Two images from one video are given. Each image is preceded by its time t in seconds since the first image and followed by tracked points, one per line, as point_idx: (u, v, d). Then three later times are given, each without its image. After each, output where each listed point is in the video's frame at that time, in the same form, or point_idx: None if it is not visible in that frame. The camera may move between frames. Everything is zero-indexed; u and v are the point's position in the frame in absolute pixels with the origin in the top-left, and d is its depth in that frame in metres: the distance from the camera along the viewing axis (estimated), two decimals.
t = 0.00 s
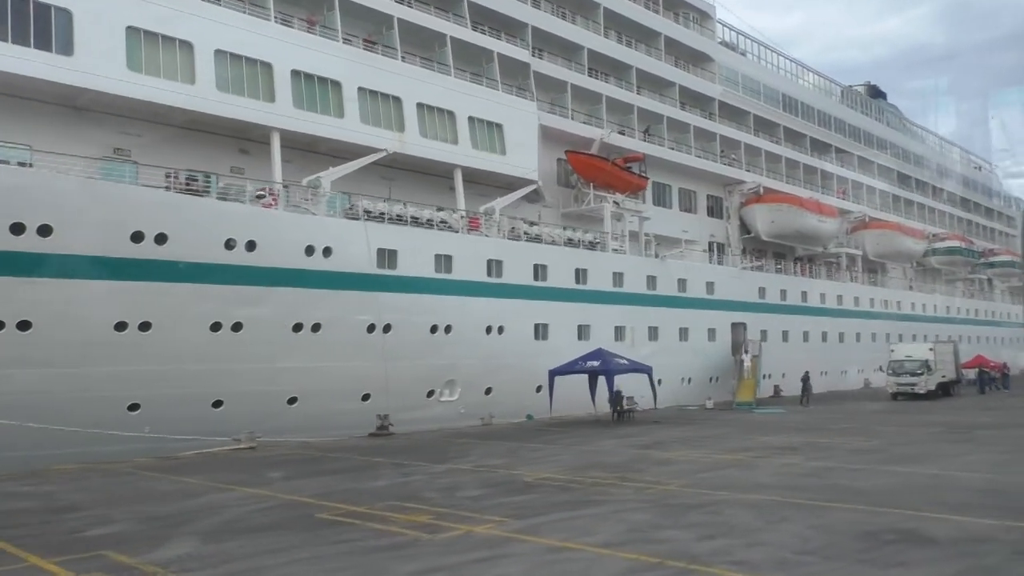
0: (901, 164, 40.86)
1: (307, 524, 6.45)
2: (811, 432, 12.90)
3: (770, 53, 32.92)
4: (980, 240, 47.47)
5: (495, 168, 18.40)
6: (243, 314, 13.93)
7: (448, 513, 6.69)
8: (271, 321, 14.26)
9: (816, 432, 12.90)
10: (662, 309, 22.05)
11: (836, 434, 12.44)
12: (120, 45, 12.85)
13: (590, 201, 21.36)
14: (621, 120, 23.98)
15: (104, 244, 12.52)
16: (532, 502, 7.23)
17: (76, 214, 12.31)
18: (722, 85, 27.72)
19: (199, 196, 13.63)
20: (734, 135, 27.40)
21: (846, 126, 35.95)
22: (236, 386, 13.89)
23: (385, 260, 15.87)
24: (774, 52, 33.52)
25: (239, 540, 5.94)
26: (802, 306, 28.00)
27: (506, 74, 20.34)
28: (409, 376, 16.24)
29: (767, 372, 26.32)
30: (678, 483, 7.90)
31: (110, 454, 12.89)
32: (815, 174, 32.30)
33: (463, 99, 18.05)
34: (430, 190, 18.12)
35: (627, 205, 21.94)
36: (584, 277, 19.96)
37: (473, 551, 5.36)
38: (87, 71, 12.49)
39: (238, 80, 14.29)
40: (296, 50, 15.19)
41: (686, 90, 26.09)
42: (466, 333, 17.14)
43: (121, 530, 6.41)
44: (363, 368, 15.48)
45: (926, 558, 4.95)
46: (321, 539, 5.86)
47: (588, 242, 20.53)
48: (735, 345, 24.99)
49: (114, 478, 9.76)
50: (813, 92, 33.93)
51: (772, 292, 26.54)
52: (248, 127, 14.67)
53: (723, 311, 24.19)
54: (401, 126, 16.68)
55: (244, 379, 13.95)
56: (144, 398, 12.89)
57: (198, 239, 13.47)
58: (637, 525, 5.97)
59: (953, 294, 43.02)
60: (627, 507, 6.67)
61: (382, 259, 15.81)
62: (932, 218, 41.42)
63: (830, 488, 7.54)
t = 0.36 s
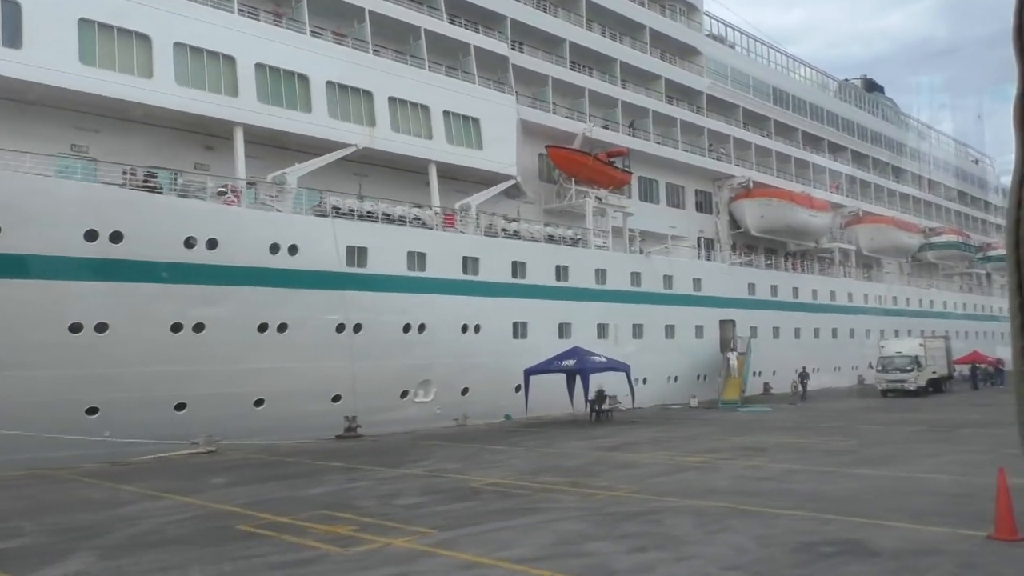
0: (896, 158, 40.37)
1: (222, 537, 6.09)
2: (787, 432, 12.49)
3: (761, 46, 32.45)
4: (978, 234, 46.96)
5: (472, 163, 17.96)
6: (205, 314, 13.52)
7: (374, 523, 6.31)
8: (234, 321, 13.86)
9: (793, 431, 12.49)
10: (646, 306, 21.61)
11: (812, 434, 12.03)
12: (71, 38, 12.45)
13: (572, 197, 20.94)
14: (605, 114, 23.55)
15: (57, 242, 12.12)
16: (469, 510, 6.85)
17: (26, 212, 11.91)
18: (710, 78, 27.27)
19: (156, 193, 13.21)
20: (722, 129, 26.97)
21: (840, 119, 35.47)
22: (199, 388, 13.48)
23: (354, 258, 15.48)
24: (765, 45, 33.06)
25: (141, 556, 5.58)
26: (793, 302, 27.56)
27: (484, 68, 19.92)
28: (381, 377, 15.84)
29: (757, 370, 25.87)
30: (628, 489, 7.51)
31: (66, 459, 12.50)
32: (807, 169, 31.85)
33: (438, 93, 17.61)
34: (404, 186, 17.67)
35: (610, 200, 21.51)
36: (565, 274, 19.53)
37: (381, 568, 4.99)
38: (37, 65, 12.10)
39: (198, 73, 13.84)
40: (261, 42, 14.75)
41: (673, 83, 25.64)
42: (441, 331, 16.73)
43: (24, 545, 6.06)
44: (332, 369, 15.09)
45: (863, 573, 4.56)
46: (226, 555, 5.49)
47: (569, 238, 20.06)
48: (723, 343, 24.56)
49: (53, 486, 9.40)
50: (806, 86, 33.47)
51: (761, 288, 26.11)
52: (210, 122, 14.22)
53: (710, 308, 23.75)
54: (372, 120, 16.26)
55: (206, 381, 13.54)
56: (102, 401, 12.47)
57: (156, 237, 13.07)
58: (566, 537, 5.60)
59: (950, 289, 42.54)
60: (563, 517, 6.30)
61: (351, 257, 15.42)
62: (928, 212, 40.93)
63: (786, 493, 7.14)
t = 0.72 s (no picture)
0: (899, 149, 39.74)
1: (135, 549, 5.74)
2: (768, 430, 12.04)
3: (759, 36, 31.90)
4: (983, 226, 46.23)
5: (452, 156, 17.56)
6: (172, 313, 13.15)
7: (298, 533, 5.92)
8: (202, 320, 13.46)
9: (774, 430, 12.03)
10: (637, 302, 21.15)
11: (793, 432, 11.58)
12: (28, 29, 12.12)
13: (559, 190, 20.51)
14: (594, 106, 23.10)
15: (13, 238, 11.72)
16: (406, 517, 6.48)
17: None
18: (704, 68, 26.79)
19: (120, 189, 12.89)
20: (716, 120, 26.49)
21: (840, 110, 34.88)
22: (167, 388, 13.10)
23: (329, 254, 15.09)
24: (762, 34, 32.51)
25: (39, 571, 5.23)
26: (790, 297, 27.04)
27: (468, 59, 19.51)
28: (359, 376, 15.44)
29: (752, 365, 25.39)
30: (580, 493, 7.12)
31: (30, 462, 12.14)
32: (805, 161, 31.34)
33: (416, 85, 17.21)
34: (383, 179, 17.28)
35: (599, 193, 21.06)
36: (551, 269, 19.10)
37: None
38: None
39: (163, 66, 13.54)
40: (229, 33, 14.40)
41: (665, 74, 25.16)
42: (421, 329, 16.32)
43: None
44: (306, 367, 14.69)
45: None
46: (128, 570, 5.14)
47: (555, 232, 19.55)
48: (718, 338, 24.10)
49: None
50: (804, 76, 32.90)
51: (757, 282, 25.62)
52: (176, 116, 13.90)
53: (703, 303, 23.28)
54: (347, 113, 15.89)
55: (173, 381, 13.15)
56: (65, 403, 12.09)
57: (118, 234, 12.71)
58: (492, 548, 5.22)
59: (955, 283, 41.91)
60: (500, 525, 5.92)
61: (325, 253, 15.03)
62: (931, 204, 40.33)
63: (746, 496, 6.70)
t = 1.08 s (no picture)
0: (900, 142, 39.15)
1: (32, 564, 5.39)
2: (744, 431, 11.62)
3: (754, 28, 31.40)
4: (987, 221, 45.57)
5: (432, 151, 17.16)
6: (135, 312, 12.81)
7: (209, 546, 5.57)
8: (166, 318, 13.13)
9: (750, 430, 11.60)
10: (624, 298, 20.72)
11: (769, 433, 11.15)
12: None
13: (544, 185, 20.11)
14: (582, 99, 22.67)
15: None
16: (331, 527, 6.12)
17: None
18: (696, 61, 26.32)
19: (80, 185, 12.53)
20: (709, 113, 26.02)
21: (839, 103, 34.33)
22: (132, 389, 12.76)
23: (300, 251, 14.74)
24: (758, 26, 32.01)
25: None
26: (785, 293, 26.55)
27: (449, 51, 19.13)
28: (332, 376, 15.07)
29: (745, 363, 24.86)
30: (523, 501, 6.74)
31: None
32: (801, 154, 30.84)
33: (393, 78, 16.82)
34: (359, 175, 16.90)
35: (585, 188, 20.63)
36: (534, 265, 18.71)
37: None
38: None
39: (125, 59, 13.20)
40: (196, 25, 14.03)
41: (655, 67, 24.71)
42: (397, 327, 15.97)
43: None
44: (277, 367, 14.33)
45: None
46: None
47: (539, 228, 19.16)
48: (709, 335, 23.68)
49: None
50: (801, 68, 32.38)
51: (751, 278, 25.15)
52: (141, 110, 13.56)
53: (694, 300, 22.84)
54: (320, 106, 15.53)
55: (138, 381, 12.83)
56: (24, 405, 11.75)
57: (79, 230, 12.36)
58: (403, 564, 4.86)
59: (958, 278, 41.29)
60: (423, 537, 5.55)
61: (296, 250, 14.69)
62: (933, 199, 39.74)
63: (694, 503, 6.31)
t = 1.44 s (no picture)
0: (901, 137, 38.59)
1: None
2: (719, 431, 11.24)
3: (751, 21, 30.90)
4: (990, 217, 44.95)
5: (410, 145, 16.81)
6: (97, 310, 12.47)
7: (110, 559, 5.23)
8: (131, 316, 12.81)
9: (725, 431, 11.21)
10: (611, 296, 20.31)
11: (743, 434, 10.76)
12: None
13: (529, 180, 19.73)
14: (570, 93, 22.27)
15: None
16: (251, 537, 5.78)
17: None
18: (689, 54, 25.87)
19: (40, 179, 12.18)
20: (701, 107, 25.58)
21: (837, 98, 33.80)
22: (94, 389, 12.42)
23: (271, 247, 14.39)
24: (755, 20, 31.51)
25: None
26: (780, 290, 26.09)
27: (431, 44, 18.75)
28: (305, 374, 14.72)
29: (738, 361, 24.41)
30: (460, 509, 6.40)
31: None
32: (797, 149, 30.36)
33: (370, 70, 16.46)
34: (336, 169, 16.55)
35: (571, 183, 20.24)
36: (518, 262, 18.31)
37: None
38: None
39: (88, 50, 12.87)
40: (162, 15, 13.68)
41: (645, 60, 24.27)
42: (372, 325, 15.63)
43: None
44: (247, 366, 14.00)
45: None
46: None
47: (522, 224, 18.79)
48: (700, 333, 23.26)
49: None
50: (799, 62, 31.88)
51: (743, 276, 24.73)
52: (105, 102, 13.24)
53: (684, 297, 22.43)
54: (293, 99, 15.18)
55: (103, 381, 12.50)
56: None
57: (39, 226, 12.02)
58: None
59: (960, 276, 40.74)
60: (339, 551, 5.21)
61: (266, 247, 14.34)
62: (934, 195, 39.20)
63: (636, 511, 5.95)
